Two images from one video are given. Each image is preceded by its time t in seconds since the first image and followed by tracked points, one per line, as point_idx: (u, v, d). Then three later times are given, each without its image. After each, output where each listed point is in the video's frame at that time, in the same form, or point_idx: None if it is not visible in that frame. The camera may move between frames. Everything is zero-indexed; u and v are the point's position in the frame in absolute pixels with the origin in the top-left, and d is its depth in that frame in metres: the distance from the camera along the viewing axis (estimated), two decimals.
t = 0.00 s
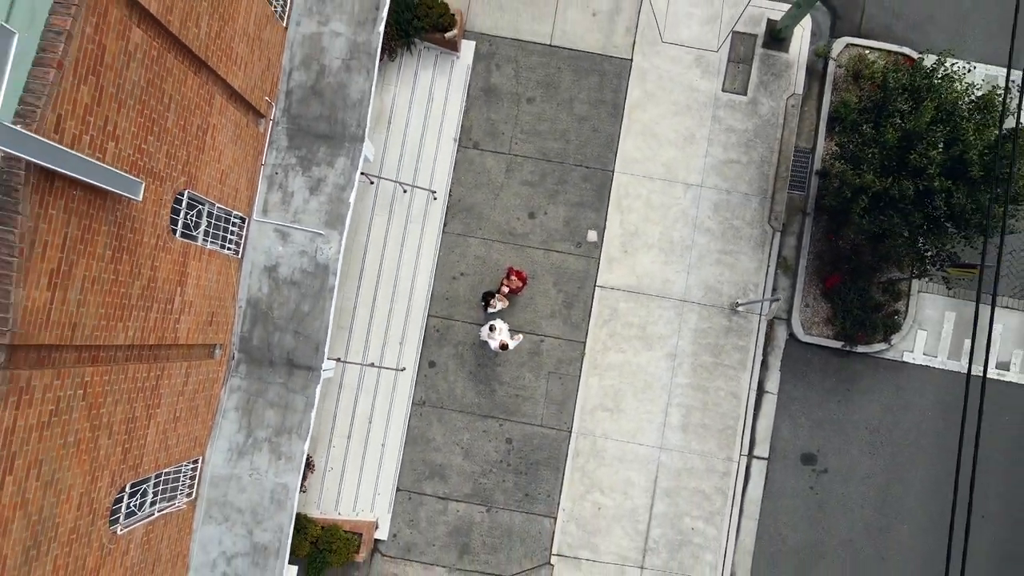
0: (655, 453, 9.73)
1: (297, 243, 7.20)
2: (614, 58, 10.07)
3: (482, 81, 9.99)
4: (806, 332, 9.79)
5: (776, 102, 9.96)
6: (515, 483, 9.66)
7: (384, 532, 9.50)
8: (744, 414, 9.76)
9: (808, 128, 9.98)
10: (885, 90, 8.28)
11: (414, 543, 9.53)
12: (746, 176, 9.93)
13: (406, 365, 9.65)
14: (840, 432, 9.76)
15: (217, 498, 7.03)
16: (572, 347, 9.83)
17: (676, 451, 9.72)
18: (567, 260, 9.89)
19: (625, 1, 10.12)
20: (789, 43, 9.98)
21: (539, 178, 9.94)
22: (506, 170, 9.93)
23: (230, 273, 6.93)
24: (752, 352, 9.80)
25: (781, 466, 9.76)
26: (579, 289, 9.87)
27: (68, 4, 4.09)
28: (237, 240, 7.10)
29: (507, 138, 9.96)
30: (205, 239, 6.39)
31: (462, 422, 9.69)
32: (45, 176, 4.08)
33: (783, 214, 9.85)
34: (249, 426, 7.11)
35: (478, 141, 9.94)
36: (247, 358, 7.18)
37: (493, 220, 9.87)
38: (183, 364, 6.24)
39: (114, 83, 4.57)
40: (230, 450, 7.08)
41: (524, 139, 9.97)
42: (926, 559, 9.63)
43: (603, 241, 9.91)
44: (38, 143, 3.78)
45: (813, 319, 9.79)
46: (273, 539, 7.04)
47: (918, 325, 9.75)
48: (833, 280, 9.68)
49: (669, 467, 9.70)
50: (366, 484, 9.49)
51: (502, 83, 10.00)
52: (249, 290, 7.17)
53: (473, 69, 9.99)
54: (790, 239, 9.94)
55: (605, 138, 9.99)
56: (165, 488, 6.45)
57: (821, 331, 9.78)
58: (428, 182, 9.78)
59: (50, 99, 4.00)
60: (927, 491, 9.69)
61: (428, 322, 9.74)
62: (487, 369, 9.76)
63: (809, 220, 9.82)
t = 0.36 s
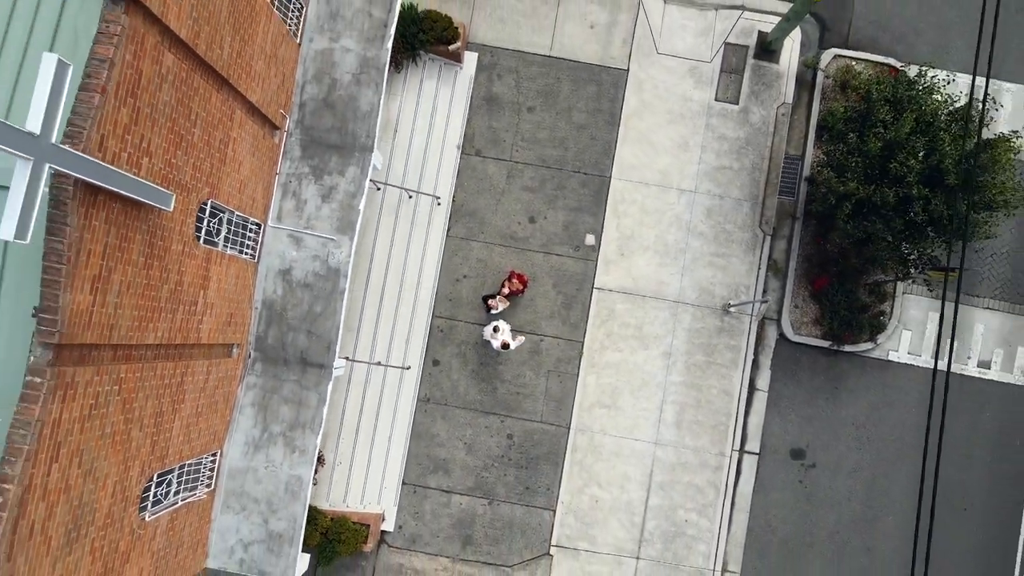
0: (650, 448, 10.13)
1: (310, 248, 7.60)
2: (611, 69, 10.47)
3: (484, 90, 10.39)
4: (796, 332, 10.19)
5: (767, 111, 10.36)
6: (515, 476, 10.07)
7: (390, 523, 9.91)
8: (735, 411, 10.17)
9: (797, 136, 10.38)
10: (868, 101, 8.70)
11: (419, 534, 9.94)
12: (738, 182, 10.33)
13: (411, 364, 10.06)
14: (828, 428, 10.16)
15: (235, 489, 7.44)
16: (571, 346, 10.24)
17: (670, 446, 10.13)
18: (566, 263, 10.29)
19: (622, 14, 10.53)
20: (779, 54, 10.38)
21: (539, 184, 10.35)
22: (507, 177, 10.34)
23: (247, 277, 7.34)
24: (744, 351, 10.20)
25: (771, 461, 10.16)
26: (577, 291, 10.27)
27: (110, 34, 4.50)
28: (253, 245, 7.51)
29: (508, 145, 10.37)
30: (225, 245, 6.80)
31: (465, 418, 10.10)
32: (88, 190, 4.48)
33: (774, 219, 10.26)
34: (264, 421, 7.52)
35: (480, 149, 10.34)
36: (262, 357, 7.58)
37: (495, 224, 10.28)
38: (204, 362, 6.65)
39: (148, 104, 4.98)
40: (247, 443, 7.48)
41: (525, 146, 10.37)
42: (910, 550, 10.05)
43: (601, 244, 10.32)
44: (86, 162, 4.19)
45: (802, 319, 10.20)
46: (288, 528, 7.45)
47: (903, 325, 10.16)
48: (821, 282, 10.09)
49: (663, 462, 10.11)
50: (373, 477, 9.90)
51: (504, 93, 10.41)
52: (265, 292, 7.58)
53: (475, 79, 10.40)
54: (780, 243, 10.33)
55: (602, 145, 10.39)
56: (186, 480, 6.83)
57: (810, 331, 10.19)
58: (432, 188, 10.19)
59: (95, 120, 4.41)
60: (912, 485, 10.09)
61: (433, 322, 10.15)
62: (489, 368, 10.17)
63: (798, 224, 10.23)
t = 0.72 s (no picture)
0: (637, 440, 10.87)
1: (323, 256, 8.34)
2: (601, 86, 11.21)
3: (482, 106, 11.14)
4: (773, 331, 10.93)
5: (746, 125, 11.10)
6: (512, 466, 10.82)
7: (395, 511, 10.65)
8: (717, 405, 10.91)
9: (775, 149, 11.10)
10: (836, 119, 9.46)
11: (422, 520, 10.69)
12: (719, 193, 11.08)
13: (414, 361, 10.80)
14: (802, 421, 10.91)
15: (255, 475, 8.18)
16: (563, 345, 10.98)
17: (656, 438, 10.87)
18: (559, 267, 11.04)
19: (611, 35, 11.28)
20: (758, 73, 11.12)
21: (534, 194, 11.09)
22: (504, 187, 11.08)
23: (267, 282, 8.08)
24: (724, 350, 10.95)
25: (750, 452, 10.90)
26: (569, 294, 11.01)
27: (160, 77, 5.25)
28: (272, 253, 8.25)
29: (505, 157, 11.10)
30: (248, 254, 7.55)
31: (465, 412, 10.85)
32: (143, 214, 5.26)
33: (753, 226, 11.00)
34: (282, 413, 8.26)
35: (479, 161, 11.09)
36: (280, 354, 8.32)
37: (492, 231, 11.02)
38: (230, 359, 7.39)
39: (189, 134, 5.73)
40: (266, 435, 8.23)
41: (520, 159, 11.11)
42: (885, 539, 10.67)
43: (591, 250, 11.06)
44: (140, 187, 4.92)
45: (779, 320, 10.94)
46: (303, 510, 8.20)
47: (873, 325, 10.89)
48: (797, 285, 10.83)
49: (649, 453, 10.85)
50: (379, 467, 10.64)
51: (501, 109, 11.15)
52: (283, 296, 8.32)
53: (474, 96, 11.14)
54: (759, 249, 11.06)
55: (593, 157, 11.14)
56: (214, 466, 7.60)
57: (786, 331, 10.92)
58: (434, 198, 10.93)
59: (147, 151, 5.14)
60: (886, 478, 10.74)
61: (434, 323, 10.89)
62: (487, 365, 10.91)
63: (774, 234, 10.99)
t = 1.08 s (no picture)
0: (603, 420, 16.28)
1: (410, 308, 13.94)
2: (580, 183, 16.65)
3: (500, 197, 16.55)
4: (693, 348, 16.40)
5: (677, 210, 16.59)
6: (519, 437, 16.30)
7: (444, 468, 16.15)
8: (656, 397, 16.39)
9: (695, 225, 16.55)
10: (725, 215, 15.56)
11: (459, 473, 16.16)
12: (658, 255, 16.59)
13: (455, 368, 16.18)
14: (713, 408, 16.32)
15: (370, 438, 13.85)
16: (554, 357, 16.47)
17: (616, 419, 16.30)
18: (550, 305, 16.53)
19: (586, 146, 16.63)
20: (684, 174, 16.56)
21: (534, 256, 16.56)
22: (515, 252, 16.56)
23: (377, 325, 13.65)
24: (661, 360, 16.45)
25: (678, 428, 16.39)
26: (557, 323, 16.50)
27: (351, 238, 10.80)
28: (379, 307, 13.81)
29: (515, 232, 16.58)
30: (371, 310, 13.13)
31: (488, 401, 16.31)
32: (346, 307, 10.91)
33: (680, 278, 16.49)
34: (384, 402, 13.86)
35: (497, 234, 16.55)
36: (383, 367, 13.89)
37: (507, 281, 16.52)
38: (361, 371, 12.99)
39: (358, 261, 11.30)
40: (376, 416, 13.84)
41: (525, 232, 16.57)
42: (766, 487, 16.07)
43: (573, 294, 16.57)
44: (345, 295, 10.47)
45: (698, 340, 16.42)
46: (398, 459, 13.84)
47: (760, 343, 16.33)
48: (709, 317, 16.33)
49: (611, 430, 16.33)
50: (433, 438, 16.12)
51: (512, 198, 16.59)
52: (386, 332, 13.92)
53: (494, 189, 16.51)
54: (684, 292, 16.57)
55: (574, 231, 16.63)
56: (353, 432, 13.23)
57: (703, 347, 16.38)
58: (471, 261, 16.25)
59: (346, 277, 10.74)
60: (768, 445, 16.21)
61: (468, 342, 16.32)
62: (502, 370, 16.35)
63: (694, 284, 16.50)
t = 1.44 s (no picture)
0: (580, 394, 22.85)
1: (447, 321, 20.55)
2: (563, 223, 22.74)
3: (506, 234, 22.67)
4: (645, 343, 22.95)
5: (636, 243, 22.75)
6: (520, 407, 22.84)
7: (467, 429, 22.74)
8: (619, 377, 22.93)
9: (649, 254, 22.80)
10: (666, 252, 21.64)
11: (478, 432, 22.85)
12: (620, 276, 22.79)
13: (472, 359, 22.22)
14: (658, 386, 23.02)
15: (422, 408, 20.69)
16: (546, 350, 22.81)
17: (590, 393, 22.87)
18: (542, 313, 22.77)
19: (569, 196, 22.73)
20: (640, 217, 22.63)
21: (531, 277, 22.74)
22: (516, 274, 22.73)
23: (427, 334, 20.32)
24: (622, 352, 22.90)
25: (634, 399, 23.03)
26: (548, 325, 22.79)
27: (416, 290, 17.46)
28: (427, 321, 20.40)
29: (517, 259, 22.73)
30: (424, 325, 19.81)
31: (498, 382, 22.82)
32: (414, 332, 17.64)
33: (637, 294, 22.89)
34: (431, 384, 20.67)
35: (505, 261, 22.73)
36: (431, 360, 20.65)
37: (512, 296, 22.73)
38: (417, 366, 19.77)
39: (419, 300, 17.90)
40: (426, 396, 20.71)
41: (524, 260, 22.73)
42: (695, 441, 22.96)
43: (559, 304, 22.79)
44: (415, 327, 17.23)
45: (648, 338, 22.91)
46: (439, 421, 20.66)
47: (693, 339, 22.94)
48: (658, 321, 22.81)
49: (586, 401, 22.87)
50: (461, 408, 22.44)
51: (514, 235, 22.70)
52: (432, 337, 20.58)
53: (502, 229, 22.59)
54: (640, 303, 22.94)
55: (560, 259, 22.76)
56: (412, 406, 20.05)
57: (652, 343, 22.90)
58: (484, 282, 21.99)
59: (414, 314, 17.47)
60: (697, 411, 22.95)
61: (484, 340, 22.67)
62: (509, 360, 22.79)
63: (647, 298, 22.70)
